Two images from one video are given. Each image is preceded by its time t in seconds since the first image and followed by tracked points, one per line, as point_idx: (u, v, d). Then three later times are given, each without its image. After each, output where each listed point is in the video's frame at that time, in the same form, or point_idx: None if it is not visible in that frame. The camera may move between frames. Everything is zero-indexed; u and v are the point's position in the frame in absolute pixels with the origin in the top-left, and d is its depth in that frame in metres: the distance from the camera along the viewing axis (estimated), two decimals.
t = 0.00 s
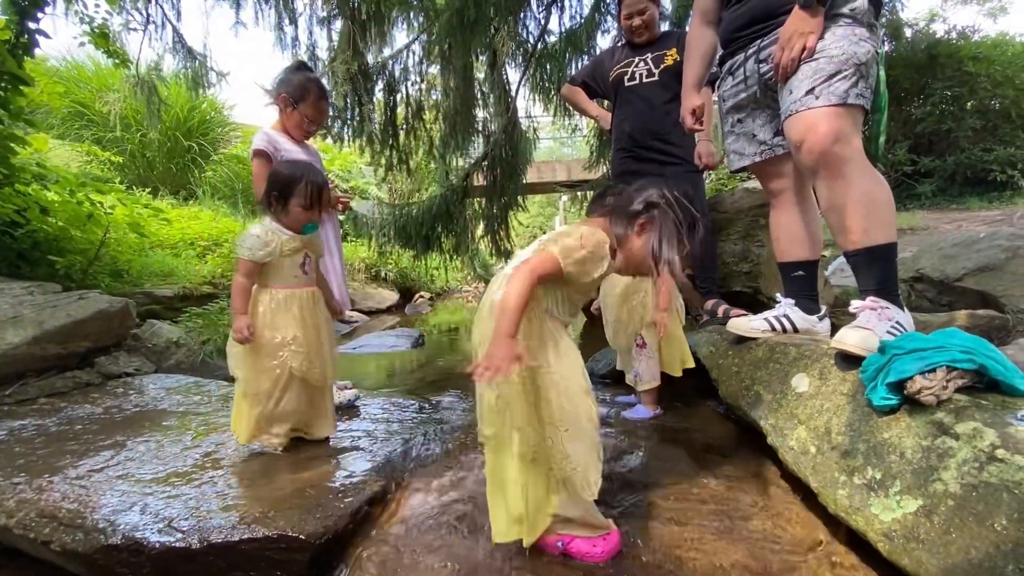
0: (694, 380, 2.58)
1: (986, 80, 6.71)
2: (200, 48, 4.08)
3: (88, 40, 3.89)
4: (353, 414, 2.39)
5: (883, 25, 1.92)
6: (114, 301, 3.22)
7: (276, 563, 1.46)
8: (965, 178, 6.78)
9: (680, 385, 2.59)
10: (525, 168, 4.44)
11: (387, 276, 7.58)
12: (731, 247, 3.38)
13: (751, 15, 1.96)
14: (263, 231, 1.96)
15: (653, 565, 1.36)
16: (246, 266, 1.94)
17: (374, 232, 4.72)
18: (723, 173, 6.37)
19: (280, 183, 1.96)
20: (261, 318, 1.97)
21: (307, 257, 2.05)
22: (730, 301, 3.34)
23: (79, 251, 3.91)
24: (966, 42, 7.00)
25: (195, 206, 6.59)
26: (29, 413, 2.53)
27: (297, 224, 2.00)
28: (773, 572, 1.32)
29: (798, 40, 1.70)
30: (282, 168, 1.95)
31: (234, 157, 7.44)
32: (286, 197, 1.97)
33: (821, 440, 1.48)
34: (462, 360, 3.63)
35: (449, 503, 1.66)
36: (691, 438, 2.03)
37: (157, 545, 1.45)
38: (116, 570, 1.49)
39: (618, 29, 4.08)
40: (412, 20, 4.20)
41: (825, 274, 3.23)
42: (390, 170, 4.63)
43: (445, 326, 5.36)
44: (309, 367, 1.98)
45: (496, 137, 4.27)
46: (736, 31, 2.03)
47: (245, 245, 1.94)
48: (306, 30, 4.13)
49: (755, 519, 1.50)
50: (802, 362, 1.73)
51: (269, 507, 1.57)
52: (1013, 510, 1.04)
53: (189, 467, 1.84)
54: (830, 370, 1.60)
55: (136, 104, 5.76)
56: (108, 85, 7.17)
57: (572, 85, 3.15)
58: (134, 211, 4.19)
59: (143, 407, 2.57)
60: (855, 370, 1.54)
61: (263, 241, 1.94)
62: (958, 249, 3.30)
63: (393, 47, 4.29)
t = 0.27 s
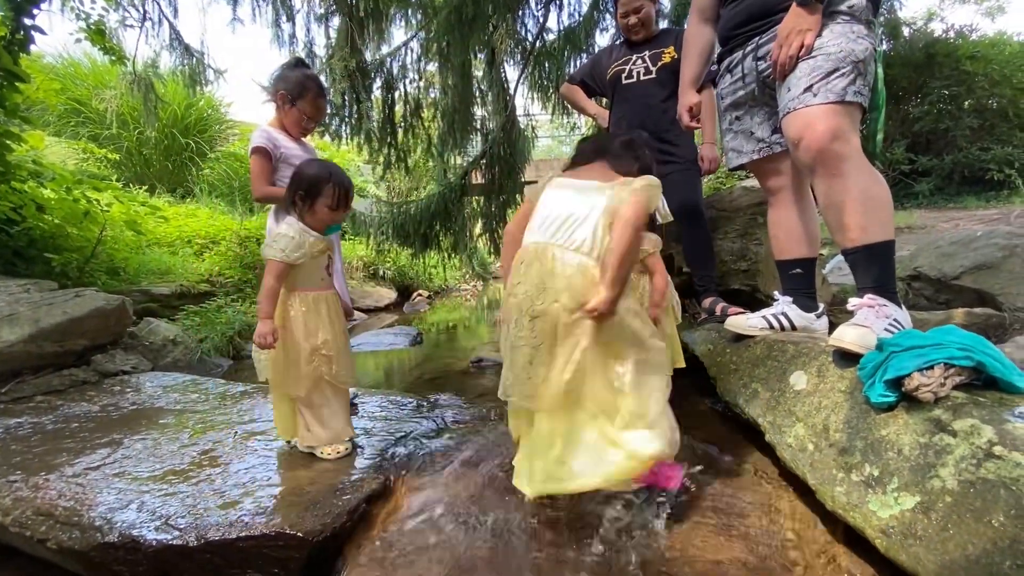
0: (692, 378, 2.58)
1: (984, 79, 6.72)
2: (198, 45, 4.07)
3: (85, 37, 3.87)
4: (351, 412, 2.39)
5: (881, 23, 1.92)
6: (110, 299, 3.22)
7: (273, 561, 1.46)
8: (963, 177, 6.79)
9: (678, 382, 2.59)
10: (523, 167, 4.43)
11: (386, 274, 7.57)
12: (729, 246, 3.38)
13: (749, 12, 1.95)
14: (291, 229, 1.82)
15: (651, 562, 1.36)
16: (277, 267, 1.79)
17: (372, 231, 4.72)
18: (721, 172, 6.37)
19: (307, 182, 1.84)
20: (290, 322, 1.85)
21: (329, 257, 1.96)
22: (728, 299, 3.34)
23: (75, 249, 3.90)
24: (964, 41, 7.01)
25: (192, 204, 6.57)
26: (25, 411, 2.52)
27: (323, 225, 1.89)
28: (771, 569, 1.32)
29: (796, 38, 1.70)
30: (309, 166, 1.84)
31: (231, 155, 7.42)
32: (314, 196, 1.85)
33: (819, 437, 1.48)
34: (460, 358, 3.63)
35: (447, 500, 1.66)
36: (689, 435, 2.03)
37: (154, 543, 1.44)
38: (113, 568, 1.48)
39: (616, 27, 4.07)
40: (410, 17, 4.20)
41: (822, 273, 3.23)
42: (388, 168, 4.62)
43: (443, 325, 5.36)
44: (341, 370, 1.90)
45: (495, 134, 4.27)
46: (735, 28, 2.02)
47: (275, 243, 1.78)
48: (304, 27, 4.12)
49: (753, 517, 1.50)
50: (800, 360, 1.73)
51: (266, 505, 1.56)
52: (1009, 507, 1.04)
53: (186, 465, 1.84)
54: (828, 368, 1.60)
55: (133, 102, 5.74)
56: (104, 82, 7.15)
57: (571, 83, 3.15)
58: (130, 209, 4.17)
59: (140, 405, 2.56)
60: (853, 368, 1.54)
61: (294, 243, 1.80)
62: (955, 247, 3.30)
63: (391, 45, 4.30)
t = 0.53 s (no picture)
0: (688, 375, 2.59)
1: (979, 78, 6.74)
2: (193, 41, 4.05)
3: (79, 33, 3.85)
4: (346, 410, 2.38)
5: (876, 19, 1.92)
6: (104, 297, 3.20)
7: (267, 559, 1.45)
8: (958, 176, 6.81)
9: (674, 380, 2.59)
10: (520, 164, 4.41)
11: (382, 272, 7.56)
12: (725, 244, 3.39)
13: (745, 9, 1.95)
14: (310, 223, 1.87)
15: (646, 559, 1.36)
16: (299, 259, 1.82)
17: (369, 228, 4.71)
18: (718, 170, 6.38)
19: (329, 178, 1.90)
20: (313, 315, 1.86)
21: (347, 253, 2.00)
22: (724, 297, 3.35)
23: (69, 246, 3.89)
24: (960, 40, 7.02)
25: (188, 201, 6.55)
26: (18, 409, 2.51)
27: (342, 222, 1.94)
28: (766, 566, 1.32)
29: (793, 34, 1.70)
30: (329, 163, 1.90)
31: (227, 152, 7.40)
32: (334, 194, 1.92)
33: (814, 434, 1.48)
34: (457, 356, 3.62)
35: (442, 497, 1.65)
36: (685, 433, 2.03)
37: (146, 541, 1.44)
38: (105, 566, 1.47)
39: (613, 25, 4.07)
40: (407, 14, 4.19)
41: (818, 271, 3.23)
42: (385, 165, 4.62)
43: (440, 323, 5.35)
44: (360, 363, 1.92)
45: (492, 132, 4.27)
46: (731, 25, 2.02)
47: (297, 236, 1.82)
48: (300, 24, 4.11)
49: (748, 514, 1.50)
50: (796, 357, 1.73)
51: (260, 502, 1.56)
52: (1003, 503, 1.04)
53: (179, 463, 1.83)
54: (823, 365, 1.60)
55: (128, 98, 5.71)
56: (99, 78, 7.11)
57: (567, 79, 3.14)
58: (125, 206, 4.15)
59: (134, 402, 2.55)
60: (848, 365, 1.54)
61: (316, 236, 1.85)
62: (950, 246, 3.31)
63: (388, 41, 4.28)
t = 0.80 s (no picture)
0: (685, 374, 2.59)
1: (975, 79, 6.77)
2: (189, 39, 4.03)
3: (74, 30, 3.83)
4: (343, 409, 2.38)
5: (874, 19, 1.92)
6: (99, 295, 3.19)
7: (261, 560, 1.44)
8: (954, 176, 6.83)
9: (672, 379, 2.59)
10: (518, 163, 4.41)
11: (379, 271, 7.54)
12: (722, 243, 3.39)
13: (744, 8, 1.95)
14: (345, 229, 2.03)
15: (642, 559, 1.36)
16: (330, 264, 1.99)
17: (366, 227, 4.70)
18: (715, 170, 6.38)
19: (362, 187, 2.05)
20: (346, 318, 2.03)
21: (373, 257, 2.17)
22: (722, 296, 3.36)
23: (64, 244, 3.87)
24: (957, 41, 7.04)
25: (184, 199, 6.53)
26: (11, 408, 2.50)
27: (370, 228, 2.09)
28: (762, 565, 1.32)
29: (791, 33, 1.69)
30: (362, 172, 2.05)
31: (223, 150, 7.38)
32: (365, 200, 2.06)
33: (810, 434, 1.48)
34: (454, 355, 3.62)
35: (438, 498, 1.65)
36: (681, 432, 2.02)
37: (140, 541, 1.43)
38: (98, 567, 1.46)
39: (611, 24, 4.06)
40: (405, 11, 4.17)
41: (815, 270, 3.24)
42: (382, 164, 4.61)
43: (437, 322, 5.35)
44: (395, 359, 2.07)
45: (490, 130, 4.27)
46: (730, 24, 2.02)
47: (330, 243, 1.98)
48: (297, 21, 4.10)
49: (745, 513, 1.50)
50: (793, 356, 1.73)
51: (255, 502, 1.55)
52: (1000, 504, 1.04)
53: (174, 463, 1.82)
54: (821, 365, 1.60)
55: (124, 95, 5.69)
56: (95, 75, 7.09)
57: (564, 77, 3.12)
58: (120, 204, 4.14)
59: (129, 402, 2.54)
60: (845, 364, 1.54)
61: (350, 244, 2.00)
62: (946, 245, 3.31)
63: (385, 39, 4.26)
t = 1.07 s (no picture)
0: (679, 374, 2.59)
1: (970, 80, 6.79)
2: (183, 36, 4.01)
3: (67, 26, 3.81)
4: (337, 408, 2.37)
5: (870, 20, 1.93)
6: (92, 294, 3.18)
7: (254, 560, 1.44)
8: (948, 177, 6.86)
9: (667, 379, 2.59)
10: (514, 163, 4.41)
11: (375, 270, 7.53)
12: (717, 243, 3.39)
13: (739, 8, 1.95)
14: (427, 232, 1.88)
15: (635, 558, 1.36)
16: (426, 269, 1.83)
17: (361, 226, 4.69)
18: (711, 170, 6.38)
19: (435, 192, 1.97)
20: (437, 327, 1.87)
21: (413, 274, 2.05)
22: (717, 296, 3.35)
23: (57, 243, 3.85)
24: (951, 42, 7.06)
25: (179, 197, 6.50)
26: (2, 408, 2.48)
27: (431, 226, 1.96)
28: (755, 565, 1.32)
29: (787, 33, 1.70)
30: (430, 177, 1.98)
31: (219, 148, 7.35)
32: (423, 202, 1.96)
33: (803, 434, 1.48)
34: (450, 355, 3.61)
35: (431, 497, 1.65)
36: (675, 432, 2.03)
37: (131, 542, 1.42)
38: (88, 568, 1.46)
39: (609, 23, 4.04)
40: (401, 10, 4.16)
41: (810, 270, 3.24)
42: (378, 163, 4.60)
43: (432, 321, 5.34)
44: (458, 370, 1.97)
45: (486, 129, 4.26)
46: (725, 24, 2.02)
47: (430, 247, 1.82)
48: (293, 19, 4.08)
49: (738, 513, 1.50)
50: (787, 356, 1.73)
51: (247, 502, 1.55)
52: (991, 503, 1.04)
53: (166, 462, 1.82)
54: (814, 364, 1.60)
55: (118, 93, 5.67)
56: (88, 73, 7.05)
57: (560, 78, 3.13)
58: (114, 202, 4.12)
59: (121, 401, 2.53)
60: (838, 364, 1.55)
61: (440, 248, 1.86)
62: (940, 246, 3.33)
63: (381, 38, 4.26)
